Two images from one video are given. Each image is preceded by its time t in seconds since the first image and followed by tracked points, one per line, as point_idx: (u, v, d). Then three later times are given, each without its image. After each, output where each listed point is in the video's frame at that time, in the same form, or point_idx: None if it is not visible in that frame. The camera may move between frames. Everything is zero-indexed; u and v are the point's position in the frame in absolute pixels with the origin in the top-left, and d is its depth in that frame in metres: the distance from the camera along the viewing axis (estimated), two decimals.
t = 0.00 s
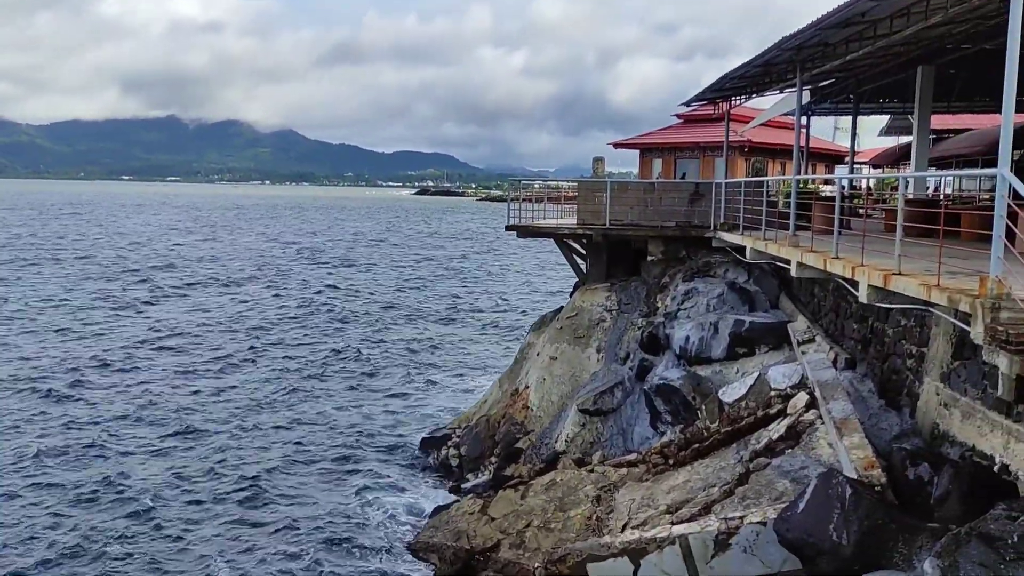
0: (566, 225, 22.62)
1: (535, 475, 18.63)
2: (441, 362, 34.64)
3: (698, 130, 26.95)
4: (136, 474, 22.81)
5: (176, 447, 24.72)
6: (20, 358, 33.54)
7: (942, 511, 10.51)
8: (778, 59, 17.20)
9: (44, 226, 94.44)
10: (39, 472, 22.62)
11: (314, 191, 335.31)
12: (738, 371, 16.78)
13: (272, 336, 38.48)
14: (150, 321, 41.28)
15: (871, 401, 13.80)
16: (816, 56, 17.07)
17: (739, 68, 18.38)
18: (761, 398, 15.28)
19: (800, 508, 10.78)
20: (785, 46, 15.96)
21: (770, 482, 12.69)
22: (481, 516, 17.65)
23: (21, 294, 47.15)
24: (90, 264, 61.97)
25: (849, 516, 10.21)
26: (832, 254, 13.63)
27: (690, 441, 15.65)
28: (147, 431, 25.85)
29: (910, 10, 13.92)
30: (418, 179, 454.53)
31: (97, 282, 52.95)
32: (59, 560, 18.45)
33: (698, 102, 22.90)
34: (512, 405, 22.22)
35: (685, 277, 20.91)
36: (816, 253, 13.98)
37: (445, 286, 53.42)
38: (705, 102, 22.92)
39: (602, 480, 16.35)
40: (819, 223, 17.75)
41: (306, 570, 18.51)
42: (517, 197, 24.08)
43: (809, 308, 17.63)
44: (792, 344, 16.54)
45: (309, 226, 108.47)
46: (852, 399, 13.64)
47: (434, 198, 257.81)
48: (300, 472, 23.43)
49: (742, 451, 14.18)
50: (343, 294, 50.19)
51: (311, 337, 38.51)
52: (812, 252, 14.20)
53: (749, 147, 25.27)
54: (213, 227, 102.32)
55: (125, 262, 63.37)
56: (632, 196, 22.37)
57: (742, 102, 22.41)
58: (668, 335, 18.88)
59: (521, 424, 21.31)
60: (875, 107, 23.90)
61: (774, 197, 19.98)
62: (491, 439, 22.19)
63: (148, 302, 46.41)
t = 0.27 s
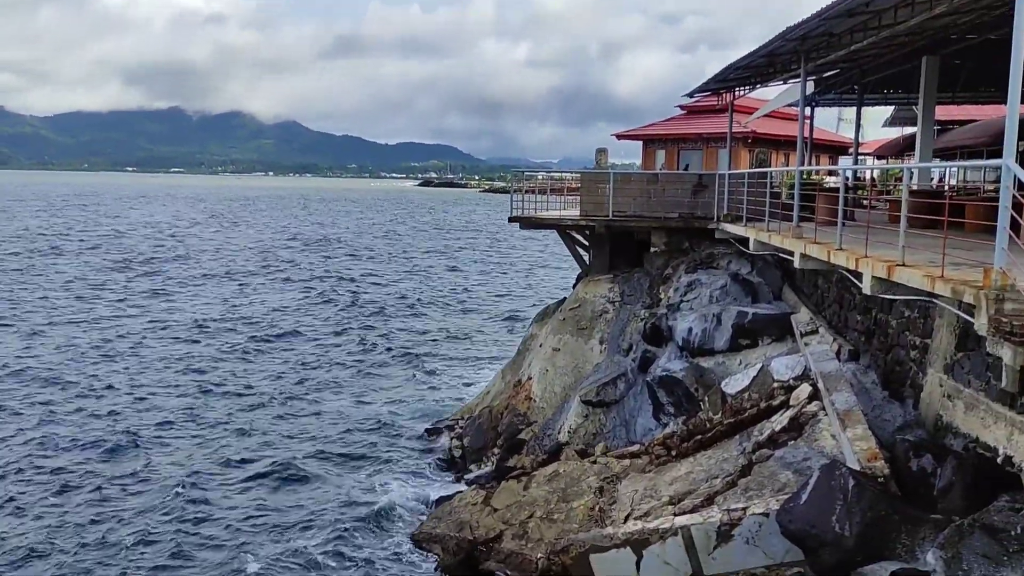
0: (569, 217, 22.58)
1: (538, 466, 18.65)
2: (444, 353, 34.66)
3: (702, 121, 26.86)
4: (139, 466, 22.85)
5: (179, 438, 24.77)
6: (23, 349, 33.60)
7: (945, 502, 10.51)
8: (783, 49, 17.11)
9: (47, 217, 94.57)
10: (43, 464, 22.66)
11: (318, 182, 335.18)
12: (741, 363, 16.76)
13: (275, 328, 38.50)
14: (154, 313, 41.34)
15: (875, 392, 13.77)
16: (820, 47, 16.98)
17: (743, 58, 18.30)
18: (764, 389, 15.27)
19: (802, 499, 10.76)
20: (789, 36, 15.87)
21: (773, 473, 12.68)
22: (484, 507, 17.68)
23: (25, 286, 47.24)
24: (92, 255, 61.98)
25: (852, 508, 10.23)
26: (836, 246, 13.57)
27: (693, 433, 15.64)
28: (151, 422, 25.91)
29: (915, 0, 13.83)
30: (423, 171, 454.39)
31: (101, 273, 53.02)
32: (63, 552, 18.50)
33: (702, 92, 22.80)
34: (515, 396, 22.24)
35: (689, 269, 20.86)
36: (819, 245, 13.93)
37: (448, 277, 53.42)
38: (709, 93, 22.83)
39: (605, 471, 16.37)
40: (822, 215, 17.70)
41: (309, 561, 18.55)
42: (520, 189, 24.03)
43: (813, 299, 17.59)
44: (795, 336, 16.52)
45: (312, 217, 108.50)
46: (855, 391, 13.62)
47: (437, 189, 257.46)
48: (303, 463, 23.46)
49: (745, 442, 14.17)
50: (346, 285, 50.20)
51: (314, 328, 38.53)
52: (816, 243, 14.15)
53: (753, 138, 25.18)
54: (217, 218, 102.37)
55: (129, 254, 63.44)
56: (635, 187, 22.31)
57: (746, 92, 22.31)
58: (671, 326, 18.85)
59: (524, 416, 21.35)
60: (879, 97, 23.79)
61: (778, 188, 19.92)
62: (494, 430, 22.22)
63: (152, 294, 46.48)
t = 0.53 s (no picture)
0: (571, 206, 22.56)
1: (540, 454, 18.70)
2: (446, 342, 34.71)
3: (705, 110, 26.77)
4: (143, 455, 22.91)
5: (184, 427, 24.85)
6: (26, 338, 33.65)
7: (946, 491, 10.49)
8: (786, 38, 17.03)
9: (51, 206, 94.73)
10: (47, 452, 22.72)
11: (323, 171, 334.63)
12: (743, 352, 16.77)
13: (278, 316, 38.57)
14: (158, 301, 41.43)
15: (877, 381, 13.77)
16: (824, 35, 16.90)
17: (746, 46, 18.24)
18: (766, 378, 15.28)
19: (804, 488, 10.76)
20: (794, 24, 15.79)
21: (775, 462, 12.68)
22: (487, 495, 17.70)
23: (29, 274, 47.33)
24: (94, 244, 61.99)
25: (853, 496, 10.24)
26: (838, 235, 13.54)
27: (695, 421, 15.65)
28: (155, 410, 25.99)
29: None
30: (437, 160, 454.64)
31: (104, 262, 53.11)
32: (67, 541, 18.56)
33: (705, 81, 22.71)
34: (517, 385, 22.29)
35: (692, 258, 20.84)
36: (823, 234, 13.89)
37: (451, 266, 53.46)
38: (713, 81, 22.73)
39: (607, 460, 16.42)
40: (825, 204, 17.64)
41: (312, 549, 18.61)
42: (522, 178, 23.99)
43: (816, 288, 17.57)
44: (798, 325, 16.50)
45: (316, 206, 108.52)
46: (857, 380, 13.63)
47: (442, 177, 256.62)
48: (305, 452, 23.52)
49: (746, 431, 14.19)
50: (348, 274, 50.25)
51: (316, 317, 38.59)
52: (819, 232, 14.10)
53: (756, 127, 25.11)
54: (219, 208, 102.51)
55: (132, 243, 63.50)
56: (638, 176, 22.25)
57: (750, 81, 22.22)
58: (674, 315, 18.82)
59: (526, 405, 21.44)
60: (883, 86, 23.69)
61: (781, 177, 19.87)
62: (497, 420, 22.30)
63: (155, 282, 46.57)
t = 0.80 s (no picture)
0: (576, 193, 22.53)
1: (545, 441, 18.75)
2: (451, 328, 34.73)
3: (711, 96, 26.66)
4: (149, 440, 23.02)
5: (190, 412, 24.95)
6: (33, 324, 33.79)
7: (951, 478, 10.53)
8: (793, 23, 16.93)
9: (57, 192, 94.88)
10: (53, 438, 22.84)
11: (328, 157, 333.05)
12: (748, 339, 16.75)
13: (283, 303, 38.66)
14: (164, 287, 41.54)
15: (882, 369, 13.74)
16: (832, 21, 16.79)
17: (752, 32, 18.13)
18: (770, 365, 15.29)
19: (807, 474, 10.77)
20: (800, 9, 15.69)
21: (779, 449, 12.69)
22: (491, 481, 17.77)
23: (36, 260, 47.48)
24: (101, 230, 62.10)
25: (857, 483, 10.23)
26: (844, 222, 13.50)
27: (699, 408, 15.66)
28: (161, 396, 26.09)
29: None
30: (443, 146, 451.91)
31: (111, 248, 53.23)
32: (73, 526, 18.68)
33: (712, 67, 22.61)
34: (522, 371, 22.34)
35: (697, 245, 20.80)
36: (828, 221, 13.85)
37: (456, 252, 53.43)
38: (719, 67, 22.63)
39: (611, 447, 16.47)
40: (831, 190, 17.59)
41: (316, 534, 18.70)
42: (527, 164, 23.95)
43: (821, 275, 17.55)
44: (803, 312, 16.47)
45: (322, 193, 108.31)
46: (862, 367, 13.61)
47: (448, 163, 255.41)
48: (310, 438, 23.59)
49: (750, 418, 14.21)
50: (354, 261, 50.26)
51: (322, 303, 38.64)
52: (824, 219, 14.06)
53: (762, 113, 25.02)
54: (225, 194, 102.54)
55: (138, 229, 63.60)
56: (644, 162, 22.18)
57: (756, 67, 22.11)
58: (678, 302, 18.81)
59: (531, 392, 21.48)
60: (891, 72, 23.56)
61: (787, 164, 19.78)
62: (502, 406, 22.38)
63: (162, 268, 46.68)
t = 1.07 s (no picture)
0: (584, 175, 22.47)
1: (551, 423, 18.79)
2: (459, 311, 34.79)
3: (720, 78, 26.50)
4: (157, 422, 23.12)
5: (198, 394, 25.08)
6: (43, 306, 33.92)
7: (956, 462, 10.50)
8: (803, 4, 16.77)
9: (66, 174, 95.08)
10: (62, 420, 22.97)
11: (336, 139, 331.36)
12: (755, 322, 16.70)
13: (291, 285, 38.76)
14: (172, 269, 41.68)
15: (889, 353, 13.68)
16: (842, 1, 16.63)
17: (762, 14, 17.99)
18: (777, 349, 15.26)
19: (813, 458, 10.77)
20: None
21: (785, 433, 12.68)
22: (498, 464, 17.84)
23: (46, 242, 47.66)
24: (110, 212, 62.20)
25: (862, 466, 10.24)
26: (852, 205, 13.42)
27: (705, 392, 15.66)
28: (170, 378, 26.21)
29: None
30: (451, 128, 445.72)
31: (119, 230, 53.38)
32: (82, 507, 18.81)
33: (720, 49, 22.45)
34: (528, 355, 22.35)
35: (704, 228, 20.73)
36: (836, 204, 13.79)
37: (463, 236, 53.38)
38: (728, 49, 22.47)
39: (617, 430, 16.51)
40: (840, 173, 17.48)
41: (322, 516, 18.79)
42: (535, 147, 23.88)
43: (829, 259, 17.49)
44: (811, 296, 16.41)
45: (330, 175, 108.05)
46: (869, 351, 13.57)
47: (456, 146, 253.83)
48: (317, 420, 23.68)
49: (756, 402, 14.20)
50: (362, 244, 50.27)
51: (330, 286, 38.68)
52: (833, 202, 13.99)
53: (771, 95, 24.87)
54: (233, 176, 102.56)
55: (146, 211, 63.74)
56: (652, 145, 22.08)
57: (766, 49, 21.94)
58: (685, 286, 18.77)
59: (537, 375, 21.52)
60: (902, 54, 23.35)
61: (795, 147, 19.66)
62: (509, 389, 22.43)
63: (170, 250, 46.80)
